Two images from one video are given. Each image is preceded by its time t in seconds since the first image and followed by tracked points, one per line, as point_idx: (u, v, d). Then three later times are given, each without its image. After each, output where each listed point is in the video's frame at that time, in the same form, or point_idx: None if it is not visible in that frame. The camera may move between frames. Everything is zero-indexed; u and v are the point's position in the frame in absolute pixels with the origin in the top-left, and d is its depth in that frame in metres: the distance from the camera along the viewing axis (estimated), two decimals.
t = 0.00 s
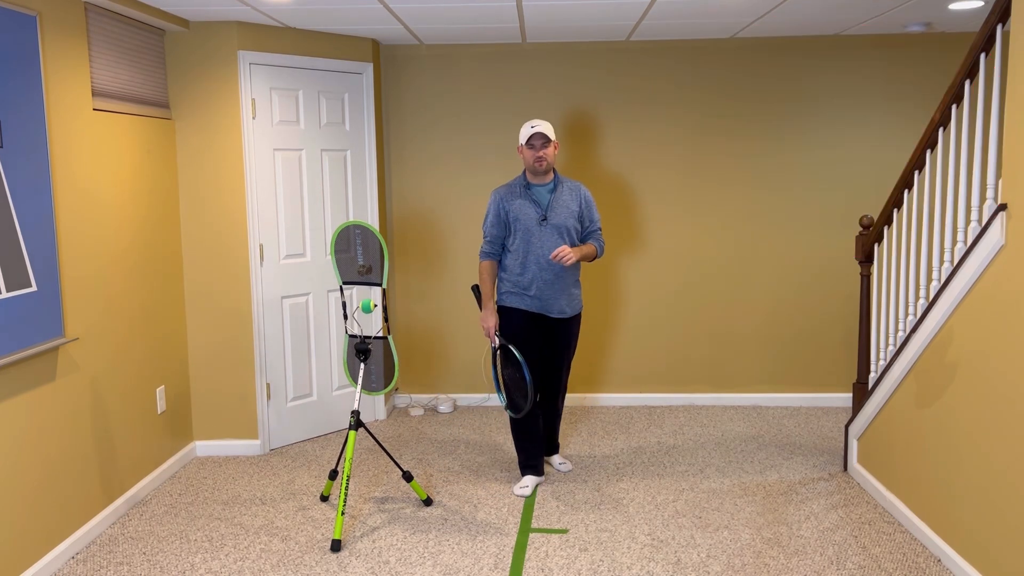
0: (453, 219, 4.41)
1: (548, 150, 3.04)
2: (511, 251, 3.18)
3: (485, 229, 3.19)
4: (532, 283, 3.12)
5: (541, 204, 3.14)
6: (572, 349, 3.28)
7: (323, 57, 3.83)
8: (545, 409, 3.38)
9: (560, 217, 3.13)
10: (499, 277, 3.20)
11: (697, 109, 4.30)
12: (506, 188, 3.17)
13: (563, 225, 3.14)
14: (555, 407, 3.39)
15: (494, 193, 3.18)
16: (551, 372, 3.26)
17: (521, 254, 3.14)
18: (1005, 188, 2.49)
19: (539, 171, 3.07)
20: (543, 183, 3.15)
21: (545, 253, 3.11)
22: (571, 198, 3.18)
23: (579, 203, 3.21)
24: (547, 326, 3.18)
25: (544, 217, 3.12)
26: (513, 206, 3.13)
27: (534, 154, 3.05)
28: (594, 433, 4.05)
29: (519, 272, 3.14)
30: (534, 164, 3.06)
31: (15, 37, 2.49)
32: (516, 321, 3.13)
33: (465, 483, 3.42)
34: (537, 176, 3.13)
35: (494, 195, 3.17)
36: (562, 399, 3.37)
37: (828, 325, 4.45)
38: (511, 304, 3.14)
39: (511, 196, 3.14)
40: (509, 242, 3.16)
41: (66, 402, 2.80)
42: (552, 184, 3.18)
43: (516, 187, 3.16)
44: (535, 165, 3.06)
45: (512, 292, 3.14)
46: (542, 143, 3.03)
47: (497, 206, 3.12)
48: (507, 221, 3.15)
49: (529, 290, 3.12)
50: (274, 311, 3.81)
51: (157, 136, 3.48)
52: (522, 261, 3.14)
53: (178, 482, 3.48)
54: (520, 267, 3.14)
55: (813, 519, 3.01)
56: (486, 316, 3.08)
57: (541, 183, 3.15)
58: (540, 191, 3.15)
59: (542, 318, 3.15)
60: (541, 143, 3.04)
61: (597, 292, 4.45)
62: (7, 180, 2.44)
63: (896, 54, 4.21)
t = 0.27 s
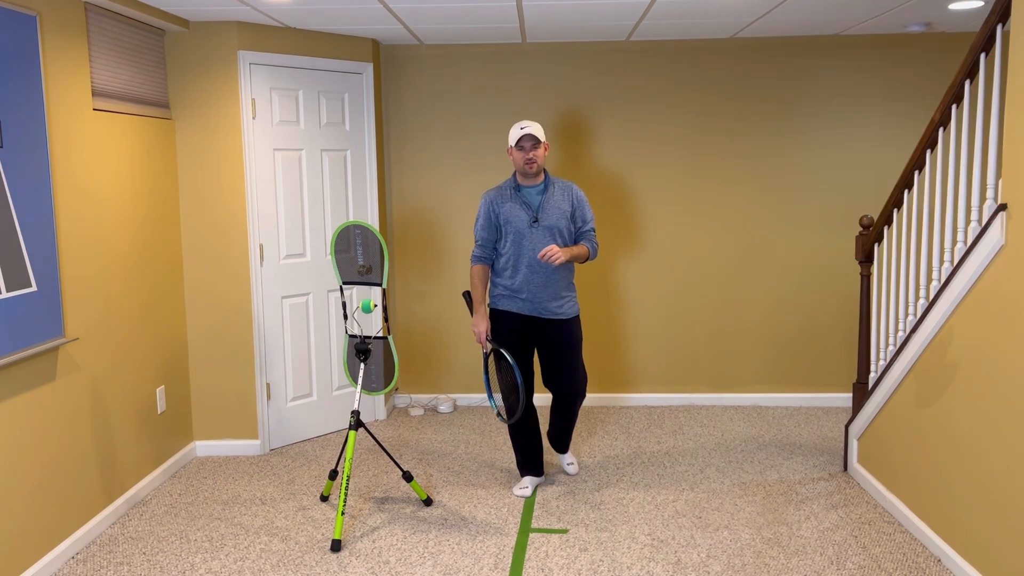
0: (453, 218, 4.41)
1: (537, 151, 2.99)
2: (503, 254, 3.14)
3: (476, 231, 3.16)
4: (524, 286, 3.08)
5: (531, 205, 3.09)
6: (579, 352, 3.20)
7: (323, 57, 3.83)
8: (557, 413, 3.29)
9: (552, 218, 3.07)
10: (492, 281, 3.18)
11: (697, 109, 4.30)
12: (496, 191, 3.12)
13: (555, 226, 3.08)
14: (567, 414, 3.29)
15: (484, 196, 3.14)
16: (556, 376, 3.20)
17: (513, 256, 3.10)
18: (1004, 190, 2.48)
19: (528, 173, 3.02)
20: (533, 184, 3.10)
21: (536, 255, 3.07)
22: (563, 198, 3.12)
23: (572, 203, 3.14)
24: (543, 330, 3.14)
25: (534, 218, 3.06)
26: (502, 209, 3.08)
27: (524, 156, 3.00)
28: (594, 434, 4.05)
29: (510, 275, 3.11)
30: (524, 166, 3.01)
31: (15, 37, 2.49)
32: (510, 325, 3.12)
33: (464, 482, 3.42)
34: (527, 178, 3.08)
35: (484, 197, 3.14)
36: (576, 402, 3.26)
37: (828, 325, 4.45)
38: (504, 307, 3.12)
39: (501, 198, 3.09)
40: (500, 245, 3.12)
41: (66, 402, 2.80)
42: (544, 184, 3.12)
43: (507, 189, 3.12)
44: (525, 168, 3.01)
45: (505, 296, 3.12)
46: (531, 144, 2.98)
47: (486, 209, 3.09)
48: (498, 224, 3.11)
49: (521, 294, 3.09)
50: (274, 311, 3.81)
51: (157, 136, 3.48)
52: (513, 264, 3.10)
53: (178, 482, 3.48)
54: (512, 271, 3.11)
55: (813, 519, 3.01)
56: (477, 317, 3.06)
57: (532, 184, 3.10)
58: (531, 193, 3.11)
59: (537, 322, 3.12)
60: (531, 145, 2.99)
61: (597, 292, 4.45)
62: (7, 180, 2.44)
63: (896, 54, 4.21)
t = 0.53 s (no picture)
0: (453, 218, 4.41)
1: (536, 150, 2.96)
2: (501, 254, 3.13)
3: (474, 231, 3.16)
4: (521, 287, 3.07)
5: (528, 205, 3.06)
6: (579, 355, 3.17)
7: (323, 57, 3.83)
8: (557, 415, 3.25)
9: (548, 218, 3.03)
10: (491, 280, 3.18)
11: (697, 110, 4.30)
12: (494, 190, 3.12)
13: (552, 226, 3.04)
14: (572, 420, 3.23)
15: (482, 195, 3.14)
16: (556, 379, 3.17)
17: (509, 256, 3.10)
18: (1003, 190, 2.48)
19: (526, 172, 3.00)
20: (530, 183, 3.06)
21: (532, 255, 3.05)
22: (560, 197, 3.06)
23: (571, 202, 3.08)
24: (540, 331, 3.13)
25: (530, 218, 3.04)
26: (499, 209, 3.08)
27: (523, 155, 2.98)
28: (594, 433, 4.05)
29: (508, 275, 3.11)
30: (523, 164, 2.99)
31: (15, 37, 2.49)
32: (507, 326, 3.12)
33: (464, 482, 3.42)
34: (524, 176, 3.05)
35: (482, 197, 3.14)
36: (574, 402, 3.20)
37: (828, 326, 4.45)
38: (502, 308, 3.13)
39: (498, 198, 3.09)
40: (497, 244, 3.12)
41: (66, 401, 2.80)
42: (542, 182, 3.08)
43: (504, 188, 3.10)
44: (524, 167, 2.99)
45: (503, 296, 3.12)
46: (529, 143, 2.95)
47: (483, 210, 3.09)
48: (495, 224, 3.11)
49: (517, 294, 3.08)
50: (274, 311, 3.81)
51: (157, 136, 3.47)
52: (510, 265, 3.10)
53: (178, 482, 3.48)
54: (509, 271, 3.10)
55: (813, 519, 3.01)
56: (472, 314, 3.06)
57: (528, 183, 3.06)
58: (528, 192, 3.07)
59: (534, 323, 3.11)
60: (530, 144, 2.96)
61: (597, 292, 4.45)
62: (7, 180, 2.44)
63: (896, 55, 4.21)
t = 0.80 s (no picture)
0: (453, 218, 4.41)
1: (534, 150, 2.95)
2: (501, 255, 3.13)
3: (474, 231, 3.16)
4: (520, 288, 3.07)
5: (527, 205, 3.05)
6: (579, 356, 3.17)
7: (323, 57, 3.83)
8: (557, 416, 3.25)
9: (546, 218, 3.02)
10: (491, 281, 3.18)
11: (697, 110, 4.30)
12: (493, 190, 3.12)
13: (550, 227, 3.03)
14: (572, 420, 3.23)
15: (481, 196, 3.14)
16: (556, 379, 3.17)
17: (508, 257, 3.09)
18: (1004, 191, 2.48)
19: (525, 172, 2.99)
20: (529, 183, 3.05)
21: (532, 256, 3.05)
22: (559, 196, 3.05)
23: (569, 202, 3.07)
24: (540, 331, 3.13)
25: (529, 219, 3.03)
26: (498, 210, 3.08)
27: (522, 155, 2.97)
28: (594, 433, 4.05)
29: (507, 276, 3.11)
30: (522, 164, 2.98)
31: (14, 37, 2.49)
32: (507, 326, 3.12)
33: (464, 483, 3.42)
34: (522, 176, 3.04)
35: (481, 197, 3.14)
36: (575, 403, 3.21)
37: (828, 326, 4.44)
38: (501, 308, 3.13)
39: (496, 199, 3.09)
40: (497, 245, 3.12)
41: (66, 401, 2.80)
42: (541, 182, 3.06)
43: (503, 189, 3.09)
44: (523, 168, 2.98)
45: (502, 297, 3.12)
46: (528, 143, 2.94)
47: (481, 210, 3.09)
48: (494, 224, 3.11)
49: (516, 295, 3.08)
50: (274, 311, 3.81)
51: (157, 136, 3.48)
52: (510, 265, 3.10)
53: (178, 482, 3.48)
54: (508, 272, 3.10)
55: (813, 519, 3.01)
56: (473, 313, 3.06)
57: (526, 183, 3.05)
58: (526, 192, 3.06)
59: (533, 324, 3.11)
60: (529, 144, 2.95)
61: (597, 292, 4.45)
62: (7, 180, 2.44)
63: (896, 55, 4.21)
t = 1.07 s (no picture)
0: (453, 218, 4.41)
1: (531, 147, 2.96)
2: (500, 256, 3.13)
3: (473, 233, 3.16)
4: (520, 289, 3.07)
5: (527, 206, 3.06)
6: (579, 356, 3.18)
7: (323, 57, 3.83)
8: (557, 417, 3.25)
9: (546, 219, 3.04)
10: (491, 282, 3.18)
11: (697, 109, 4.30)
12: (493, 191, 3.12)
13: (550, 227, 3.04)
14: (571, 420, 3.24)
15: (481, 197, 3.14)
16: (556, 379, 3.18)
17: (508, 258, 3.09)
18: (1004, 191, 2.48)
19: (523, 170, 3.00)
20: (528, 184, 3.07)
21: (532, 257, 3.05)
22: (559, 198, 3.07)
23: (569, 203, 3.09)
24: (539, 333, 3.13)
25: (529, 220, 3.04)
26: (498, 211, 3.08)
27: (519, 153, 2.98)
28: (594, 433, 4.05)
29: (506, 277, 3.10)
30: (520, 163, 2.99)
31: (14, 37, 2.49)
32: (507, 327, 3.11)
33: (464, 483, 3.42)
34: (522, 177, 3.06)
35: (481, 199, 3.14)
36: (575, 403, 3.21)
37: (828, 326, 4.44)
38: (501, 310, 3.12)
39: (497, 200, 3.08)
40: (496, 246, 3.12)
41: (66, 401, 2.80)
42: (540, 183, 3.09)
43: (502, 190, 3.10)
44: (522, 166, 2.99)
45: (502, 298, 3.11)
46: (525, 141, 2.96)
47: (482, 211, 3.09)
48: (494, 225, 3.11)
49: (516, 296, 3.08)
50: (274, 311, 3.81)
51: (157, 136, 3.47)
52: (509, 267, 3.09)
53: (178, 482, 3.48)
54: (508, 274, 3.10)
55: (813, 520, 3.01)
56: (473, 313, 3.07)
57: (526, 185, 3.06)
58: (526, 193, 3.07)
59: (533, 325, 3.10)
60: (525, 142, 2.96)
61: (597, 292, 4.45)
62: (7, 180, 2.44)
63: (896, 55, 4.21)
